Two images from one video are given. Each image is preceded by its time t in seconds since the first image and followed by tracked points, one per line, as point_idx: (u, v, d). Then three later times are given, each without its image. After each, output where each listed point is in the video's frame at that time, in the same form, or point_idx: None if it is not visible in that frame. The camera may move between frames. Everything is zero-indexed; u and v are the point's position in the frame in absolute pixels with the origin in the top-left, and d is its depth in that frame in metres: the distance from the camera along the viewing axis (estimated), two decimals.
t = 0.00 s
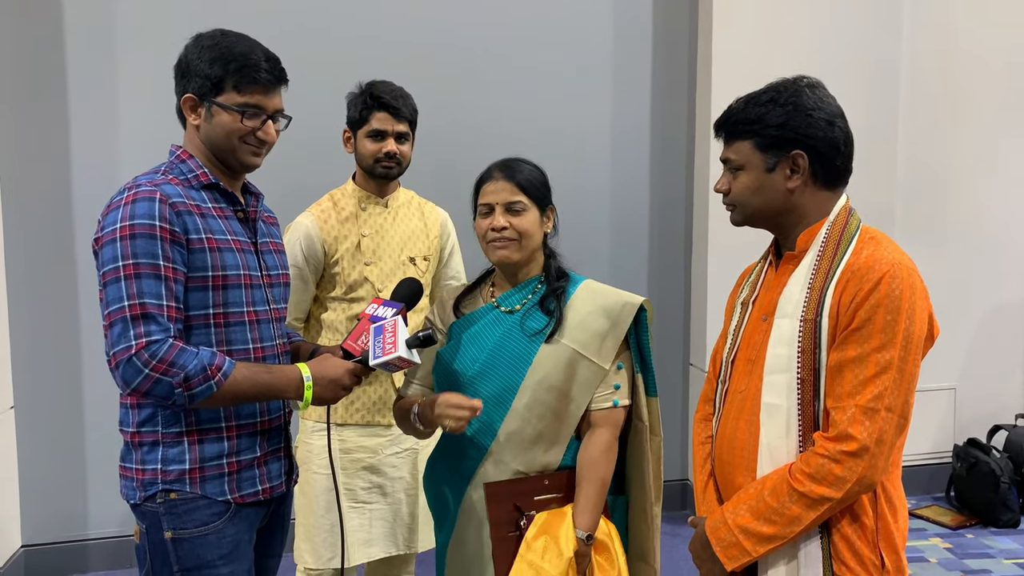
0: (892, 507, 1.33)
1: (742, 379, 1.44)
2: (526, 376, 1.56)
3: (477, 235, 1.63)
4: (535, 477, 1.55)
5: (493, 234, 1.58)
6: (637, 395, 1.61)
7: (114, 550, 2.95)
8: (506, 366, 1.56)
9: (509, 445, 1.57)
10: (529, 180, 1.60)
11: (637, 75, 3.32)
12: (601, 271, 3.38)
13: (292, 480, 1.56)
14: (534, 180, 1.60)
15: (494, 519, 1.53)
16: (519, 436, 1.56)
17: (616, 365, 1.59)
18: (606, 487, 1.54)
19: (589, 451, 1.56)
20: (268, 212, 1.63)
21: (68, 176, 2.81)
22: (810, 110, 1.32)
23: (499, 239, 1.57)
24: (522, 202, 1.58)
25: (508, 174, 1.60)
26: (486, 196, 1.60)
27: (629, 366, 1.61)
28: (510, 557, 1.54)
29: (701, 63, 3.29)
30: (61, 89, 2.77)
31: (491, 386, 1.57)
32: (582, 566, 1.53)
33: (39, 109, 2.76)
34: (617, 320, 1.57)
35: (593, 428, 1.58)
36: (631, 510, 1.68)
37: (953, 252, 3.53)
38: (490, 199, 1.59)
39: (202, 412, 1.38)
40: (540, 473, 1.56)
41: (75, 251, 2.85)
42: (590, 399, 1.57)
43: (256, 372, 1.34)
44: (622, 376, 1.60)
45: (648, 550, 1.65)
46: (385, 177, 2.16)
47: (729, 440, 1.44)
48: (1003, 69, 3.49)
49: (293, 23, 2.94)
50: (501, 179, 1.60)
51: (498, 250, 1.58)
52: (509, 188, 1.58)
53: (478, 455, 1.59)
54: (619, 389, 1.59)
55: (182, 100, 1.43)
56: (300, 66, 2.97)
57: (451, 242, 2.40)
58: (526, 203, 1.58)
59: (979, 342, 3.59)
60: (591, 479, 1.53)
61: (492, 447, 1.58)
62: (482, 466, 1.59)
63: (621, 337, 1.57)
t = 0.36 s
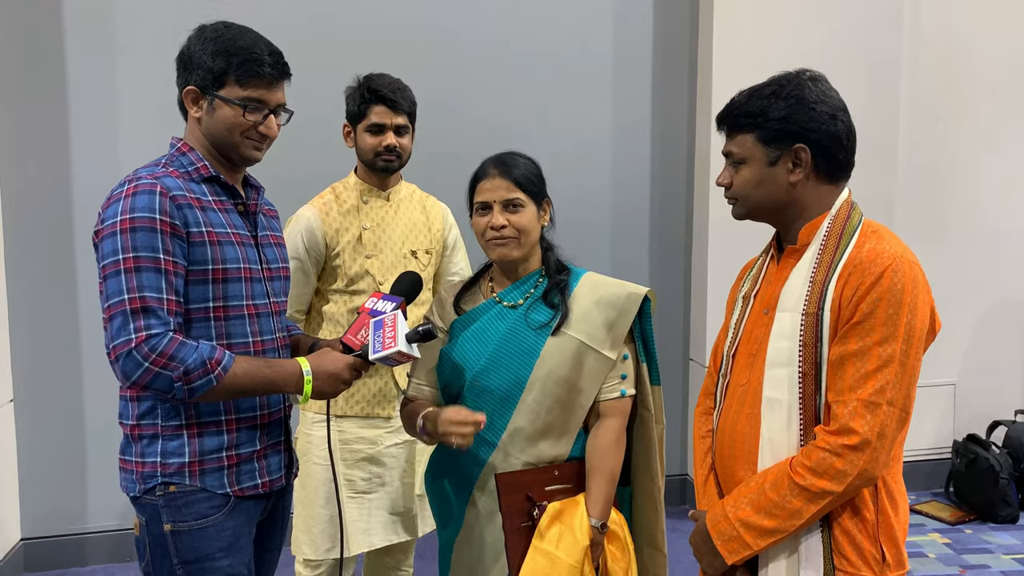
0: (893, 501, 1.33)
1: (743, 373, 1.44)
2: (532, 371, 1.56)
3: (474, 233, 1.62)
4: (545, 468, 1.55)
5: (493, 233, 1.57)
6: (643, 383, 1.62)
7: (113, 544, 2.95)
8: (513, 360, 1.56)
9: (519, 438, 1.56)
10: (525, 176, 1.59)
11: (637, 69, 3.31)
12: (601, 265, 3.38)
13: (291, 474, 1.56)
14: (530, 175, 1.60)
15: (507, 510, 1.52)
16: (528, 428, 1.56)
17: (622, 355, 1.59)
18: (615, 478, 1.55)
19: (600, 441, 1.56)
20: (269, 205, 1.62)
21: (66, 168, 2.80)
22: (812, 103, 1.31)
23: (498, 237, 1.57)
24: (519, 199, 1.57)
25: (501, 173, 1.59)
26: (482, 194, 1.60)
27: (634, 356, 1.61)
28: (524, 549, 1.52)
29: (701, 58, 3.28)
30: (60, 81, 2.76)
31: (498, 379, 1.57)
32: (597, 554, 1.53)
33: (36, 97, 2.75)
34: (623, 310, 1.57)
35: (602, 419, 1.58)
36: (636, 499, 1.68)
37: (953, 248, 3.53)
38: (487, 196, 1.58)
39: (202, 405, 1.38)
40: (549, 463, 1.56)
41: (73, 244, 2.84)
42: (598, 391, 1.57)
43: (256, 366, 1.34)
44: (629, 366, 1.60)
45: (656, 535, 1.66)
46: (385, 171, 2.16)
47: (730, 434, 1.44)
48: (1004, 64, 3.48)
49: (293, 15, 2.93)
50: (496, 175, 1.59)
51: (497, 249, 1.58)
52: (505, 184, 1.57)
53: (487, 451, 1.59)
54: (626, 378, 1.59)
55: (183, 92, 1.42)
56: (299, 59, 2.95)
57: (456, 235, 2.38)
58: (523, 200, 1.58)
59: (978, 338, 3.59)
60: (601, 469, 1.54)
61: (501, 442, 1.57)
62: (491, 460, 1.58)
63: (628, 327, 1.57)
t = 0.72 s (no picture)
0: (890, 496, 1.33)
1: (742, 367, 1.43)
2: (528, 364, 1.55)
3: (470, 227, 1.61)
4: (541, 462, 1.55)
5: (487, 227, 1.57)
6: (639, 379, 1.62)
7: (110, 537, 2.94)
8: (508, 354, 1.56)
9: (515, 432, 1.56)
10: (520, 171, 1.58)
11: (637, 64, 3.30)
12: (599, 260, 3.38)
13: (288, 468, 1.56)
14: (526, 169, 1.59)
15: (501, 504, 1.51)
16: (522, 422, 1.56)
17: (617, 350, 1.59)
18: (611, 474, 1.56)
19: (595, 436, 1.56)
20: (268, 198, 1.62)
21: (64, 159, 2.79)
22: (816, 97, 1.31)
23: (493, 232, 1.57)
24: (514, 193, 1.57)
25: (497, 166, 1.59)
26: (479, 188, 1.59)
27: (630, 351, 1.62)
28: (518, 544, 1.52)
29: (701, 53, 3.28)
30: (59, 72, 2.75)
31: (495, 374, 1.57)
32: (591, 550, 1.54)
33: (35, 88, 2.74)
34: (618, 305, 1.57)
35: (597, 414, 1.58)
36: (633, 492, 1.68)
37: (952, 245, 3.53)
38: (482, 190, 1.58)
39: (199, 398, 1.37)
40: (546, 457, 1.56)
41: (71, 236, 2.83)
42: (593, 384, 1.57)
43: (254, 358, 1.33)
44: (624, 361, 1.60)
45: (652, 526, 1.65)
46: (378, 166, 2.15)
47: (728, 428, 1.44)
48: (1004, 61, 3.48)
49: (292, 7, 2.92)
50: (492, 170, 1.58)
51: (492, 243, 1.58)
52: (500, 178, 1.57)
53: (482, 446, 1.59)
54: (621, 372, 1.59)
55: (188, 84, 1.40)
56: (299, 51, 2.95)
57: (450, 231, 2.36)
58: (518, 193, 1.57)
59: (976, 336, 3.59)
60: (597, 462, 1.54)
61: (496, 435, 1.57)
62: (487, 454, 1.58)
63: (623, 322, 1.57)
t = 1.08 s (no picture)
0: (889, 495, 1.33)
1: (742, 365, 1.43)
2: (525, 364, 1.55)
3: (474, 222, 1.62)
4: (534, 460, 1.54)
5: (491, 223, 1.57)
6: (637, 381, 1.61)
7: (107, 532, 2.93)
8: (505, 353, 1.56)
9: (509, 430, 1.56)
10: (527, 168, 1.58)
11: (637, 62, 3.29)
12: (598, 258, 3.37)
13: (286, 465, 1.55)
14: (533, 167, 1.59)
15: (492, 498, 1.52)
16: (518, 419, 1.55)
17: (616, 353, 1.59)
18: (602, 474, 1.54)
19: (588, 438, 1.55)
20: (268, 194, 1.61)
21: (62, 154, 2.78)
22: (826, 92, 1.32)
23: (496, 228, 1.56)
24: (520, 191, 1.56)
25: (504, 162, 1.59)
26: (485, 183, 1.59)
27: (629, 354, 1.61)
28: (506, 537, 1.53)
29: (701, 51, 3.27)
30: (57, 66, 2.74)
31: (490, 371, 1.57)
32: (577, 551, 1.52)
33: (33, 82, 2.73)
34: (617, 308, 1.56)
35: (593, 415, 1.58)
36: (627, 494, 1.67)
37: (951, 244, 3.53)
38: (488, 186, 1.58)
39: (197, 395, 1.37)
40: (539, 456, 1.56)
41: (69, 231, 2.82)
42: (591, 385, 1.56)
43: (253, 355, 1.33)
44: (622, 364, 1.59)
45: (646, 531, 1.65)
46: (365, 162, 2.15)
47: (728, 425, 1.43)
48: (1004, 60, 3.48)
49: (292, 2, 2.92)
50: (498, 166, 1.58)
51: (495, 240, 1.58)
52: (506, 175, 1.57)
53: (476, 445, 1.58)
54: (619, 376, 1.58)
55: (186, 78, 1.40)
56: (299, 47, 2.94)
57: (434, 225, 2.35)
58: (524, 191, 1.57)
59: (975, 334, 3.60)
60: (587, 465, 1.53)
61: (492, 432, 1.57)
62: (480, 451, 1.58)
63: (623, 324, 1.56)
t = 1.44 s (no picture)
0: (890, 492, 1.32)
1: (743, 361, 1.43)
2: (519, 359, 1.56)
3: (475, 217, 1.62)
4: (527, 455, 1.56)
5: (490, 219, 1.57)
6: (634, 382, 1.61)
7: (107, 528, 2.93)
8: (502, 347, 1.57)
9: (504, 425, 1.57)
10: (527, 164, 1.57)
11: (638, 58, 3.29)
12: (599, 255, 3.37)
13: (287, 460, 1.55)
14: (533, 163, 1.58)
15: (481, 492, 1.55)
16: (512, 414, 1.56)
17: (612, 351, 1.58)
18: (594, 471, 1.54)
19: (582, 434, 1.55)
20: (266, 188, 1.60)
21: (62, 150, 2.78)
22: (830, 86, 1.32)
23: (495, 222, 1.57)
24: (519, 185, 1.56)
25: (505, 157, 1.58)
26: (485, 179, 1.59)
27: (627, 351, 1.60)
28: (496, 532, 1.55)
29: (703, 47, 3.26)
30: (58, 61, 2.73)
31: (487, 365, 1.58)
32: (566, 547, 1.52)
33: (34, 77, 2.72)
34: (616, 305, 1.55)
35: (587, 412, 1.57)
36: (625, 493, 1.67)
37: (953, 242, 3.53)
38: (487, 182, 1.58)
39: (198, 390, 1.36)
40: (531, 451, 1.57)
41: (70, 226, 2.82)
42: (586, 382, 1.56)
43: (254, 349, 1.32)
44: (619, 361, 1.59)
45: (643, 531, 1.63)
46: (347, 151, 2.15)
47: (729, 421, 1.43)
48: (1006, 58, 3.47)
49: None
50: (498, 161, 1.58)
51: (495, 235, 1.58)
52: (504, 170, 1.56)
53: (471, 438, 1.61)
54: (615, 373, 1.58)
55: (180, 71, 1.39)
56: (300, 43, 2.94)
57: (415, 215, 2.37)
58: (523, 186, 1.56)
59: (976, 332, 3.59)
60: (579, 462, 1.53)
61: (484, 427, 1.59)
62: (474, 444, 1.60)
63: (616, 328, 1.55)
